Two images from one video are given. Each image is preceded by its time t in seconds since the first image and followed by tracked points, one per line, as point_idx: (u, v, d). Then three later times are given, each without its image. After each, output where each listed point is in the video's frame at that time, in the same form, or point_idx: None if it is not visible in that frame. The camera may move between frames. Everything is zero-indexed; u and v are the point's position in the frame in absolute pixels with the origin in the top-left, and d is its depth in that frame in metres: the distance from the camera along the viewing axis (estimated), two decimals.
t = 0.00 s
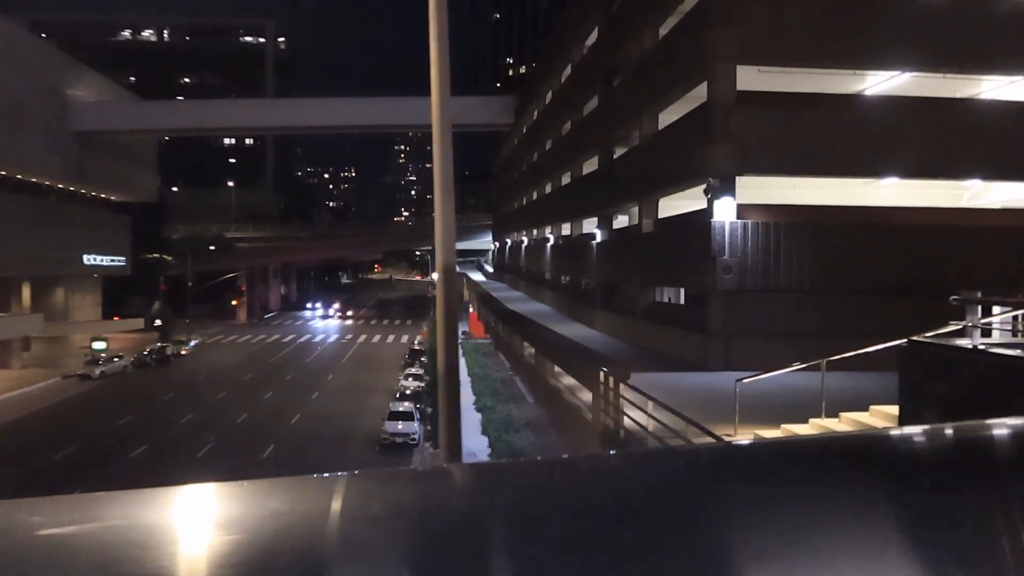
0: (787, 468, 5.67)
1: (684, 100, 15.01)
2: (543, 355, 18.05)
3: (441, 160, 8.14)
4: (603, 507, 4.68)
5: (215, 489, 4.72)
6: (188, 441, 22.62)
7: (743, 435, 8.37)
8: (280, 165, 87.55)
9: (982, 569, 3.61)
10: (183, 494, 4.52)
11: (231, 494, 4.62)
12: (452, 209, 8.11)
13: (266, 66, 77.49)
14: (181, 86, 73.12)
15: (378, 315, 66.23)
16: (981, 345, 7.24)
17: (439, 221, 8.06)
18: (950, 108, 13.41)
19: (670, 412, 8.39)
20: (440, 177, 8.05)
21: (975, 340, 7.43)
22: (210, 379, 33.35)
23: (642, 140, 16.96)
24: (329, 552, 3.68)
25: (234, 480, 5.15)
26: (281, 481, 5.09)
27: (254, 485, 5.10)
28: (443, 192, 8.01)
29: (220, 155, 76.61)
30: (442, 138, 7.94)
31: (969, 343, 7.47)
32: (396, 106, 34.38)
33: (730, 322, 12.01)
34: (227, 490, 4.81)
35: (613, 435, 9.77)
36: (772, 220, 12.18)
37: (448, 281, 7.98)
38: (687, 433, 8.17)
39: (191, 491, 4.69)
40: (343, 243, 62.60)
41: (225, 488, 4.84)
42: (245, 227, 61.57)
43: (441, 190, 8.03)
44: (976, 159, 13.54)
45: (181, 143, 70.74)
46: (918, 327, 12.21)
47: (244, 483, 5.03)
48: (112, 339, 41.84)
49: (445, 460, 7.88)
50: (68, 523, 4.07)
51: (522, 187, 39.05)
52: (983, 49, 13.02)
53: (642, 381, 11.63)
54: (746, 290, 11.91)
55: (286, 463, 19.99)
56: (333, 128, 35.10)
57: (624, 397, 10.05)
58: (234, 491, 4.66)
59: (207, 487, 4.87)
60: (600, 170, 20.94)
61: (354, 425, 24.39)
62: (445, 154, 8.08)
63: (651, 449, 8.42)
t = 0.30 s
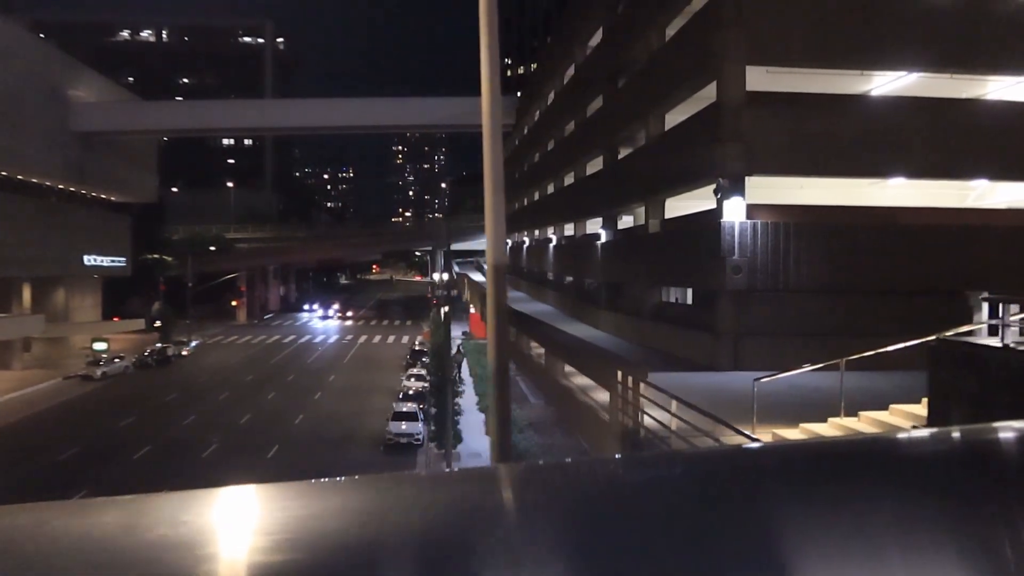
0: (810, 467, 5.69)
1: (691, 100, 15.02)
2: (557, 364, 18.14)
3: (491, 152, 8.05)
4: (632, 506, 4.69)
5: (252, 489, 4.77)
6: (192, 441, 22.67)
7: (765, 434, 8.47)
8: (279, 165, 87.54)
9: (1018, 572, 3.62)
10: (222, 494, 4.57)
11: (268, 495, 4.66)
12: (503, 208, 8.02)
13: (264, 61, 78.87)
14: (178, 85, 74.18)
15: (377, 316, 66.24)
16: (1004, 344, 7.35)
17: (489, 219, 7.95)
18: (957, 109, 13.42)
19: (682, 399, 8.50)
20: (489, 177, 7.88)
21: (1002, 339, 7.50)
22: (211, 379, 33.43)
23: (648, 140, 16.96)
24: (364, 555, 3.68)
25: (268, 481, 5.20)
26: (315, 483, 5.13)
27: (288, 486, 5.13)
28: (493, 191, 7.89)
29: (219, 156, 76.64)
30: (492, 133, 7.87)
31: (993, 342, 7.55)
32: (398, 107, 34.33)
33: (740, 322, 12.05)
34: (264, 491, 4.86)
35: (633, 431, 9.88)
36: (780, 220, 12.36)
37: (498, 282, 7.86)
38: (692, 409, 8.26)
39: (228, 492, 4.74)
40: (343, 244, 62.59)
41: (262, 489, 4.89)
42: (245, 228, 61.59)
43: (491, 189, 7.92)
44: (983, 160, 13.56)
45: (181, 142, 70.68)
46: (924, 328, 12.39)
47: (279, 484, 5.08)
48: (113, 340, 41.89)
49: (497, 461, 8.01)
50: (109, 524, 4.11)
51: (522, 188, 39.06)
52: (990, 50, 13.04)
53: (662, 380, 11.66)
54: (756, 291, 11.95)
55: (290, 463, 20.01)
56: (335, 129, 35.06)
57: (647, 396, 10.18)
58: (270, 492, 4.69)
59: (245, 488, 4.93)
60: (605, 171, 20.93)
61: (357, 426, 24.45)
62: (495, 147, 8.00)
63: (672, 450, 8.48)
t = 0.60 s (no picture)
0: (834, 461, 5.71)
1: (704, 100, 15.01)
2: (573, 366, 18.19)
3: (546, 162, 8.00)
4: (675, 502, 4.66)
5: (293, 482, 4.79)
6: (201, 439, 22.67)
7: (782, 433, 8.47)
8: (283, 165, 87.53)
9: None
10: (264, 488, 4.60)
11: (311, 489, 4.68)
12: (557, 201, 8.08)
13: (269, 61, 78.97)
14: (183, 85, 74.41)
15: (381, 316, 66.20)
16: None
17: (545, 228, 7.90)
18: (970, 109, 13.40)
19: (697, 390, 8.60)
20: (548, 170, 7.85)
21: None
22: (217, 379, 33.45)
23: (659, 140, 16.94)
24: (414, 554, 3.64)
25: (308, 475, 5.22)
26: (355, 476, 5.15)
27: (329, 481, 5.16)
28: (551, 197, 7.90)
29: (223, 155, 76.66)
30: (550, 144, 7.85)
31: None
32: (405, 107, 34.34)
33: (754, 322, 12.02)
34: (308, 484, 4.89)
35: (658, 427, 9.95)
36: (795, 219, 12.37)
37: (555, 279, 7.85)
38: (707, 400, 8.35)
39: (274, 485, 4.78)
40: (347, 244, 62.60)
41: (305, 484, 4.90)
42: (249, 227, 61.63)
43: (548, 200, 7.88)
44: (995, 160, 13.54)
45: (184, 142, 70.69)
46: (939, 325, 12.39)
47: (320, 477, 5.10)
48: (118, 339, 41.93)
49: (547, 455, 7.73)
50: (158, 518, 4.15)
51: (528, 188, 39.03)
52: (1003, 50, 13.03)
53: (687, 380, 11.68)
54: (770, 290, 11.97)
55: (299, 462, 19.97)
56: (342, 129, 35.03)
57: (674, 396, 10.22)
58: (314, 486, 4.73)
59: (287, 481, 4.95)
60: (613, 171, 20.92)
61: (364, 426, 24.45)
62: (551, 157, 7.93)
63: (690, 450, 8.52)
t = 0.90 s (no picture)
0: (862, 466, 5.73)
1: (719, 100, 14.98)
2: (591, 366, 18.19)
3: (605, 170, 8.13)
4: (710, 507, 4.71)
5: (334, 490, 4.86)
6: (212, 439, 22.73)
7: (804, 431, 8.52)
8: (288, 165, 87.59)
9: None
10: (306, 496, 4.65)
11: (352, 495, 4.75)
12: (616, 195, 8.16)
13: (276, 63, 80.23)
14: (189, 86, 75.64)
15: (387, 316, 66.20)
16: None
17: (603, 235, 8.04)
18: (987, 109, 13.34)
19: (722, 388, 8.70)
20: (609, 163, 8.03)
21: None
22: (225, 379, 33.53)
23: (673, 141, 16.89)
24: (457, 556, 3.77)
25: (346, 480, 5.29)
26: (391, 482, 5.22)
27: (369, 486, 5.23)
28: (610, 205, 7.97)
29: (228, 156, 76.85)
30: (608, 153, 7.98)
31: None
32: (414, 107, 34.37)
33: (772, 322, 11.98)
34: (348, 489, 4.97)
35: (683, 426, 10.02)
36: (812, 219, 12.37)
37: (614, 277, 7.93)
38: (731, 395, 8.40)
39: (316, 491, 4.84)
40: (353, 245, 62.66)
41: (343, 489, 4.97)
42: (255, 228, 61.71)
43: (608, 202, 7.99)
44: (1012, 160, 13.46)
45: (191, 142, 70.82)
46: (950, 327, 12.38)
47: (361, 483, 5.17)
48: (126, 339, 42.00)
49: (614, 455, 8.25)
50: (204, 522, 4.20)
51: (535, 188, 39.01)
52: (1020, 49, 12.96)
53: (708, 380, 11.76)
54: (787, 291, 11.93)
55: (311, 463, 19.98)
56: (350, 129, 35.08)
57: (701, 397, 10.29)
58: (355, 492, 4.80)
59: (327, 486, 5.02)
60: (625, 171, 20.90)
61: (373, 426, 24.48)
62: (610, 166, 8.05)
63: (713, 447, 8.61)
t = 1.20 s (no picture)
0: (895, 469, 5.77)
1: (736, 99, 14.97)
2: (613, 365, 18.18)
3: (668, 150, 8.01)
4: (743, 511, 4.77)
5: (375, 498, 4.95)
6: (226, 439, 22.84)
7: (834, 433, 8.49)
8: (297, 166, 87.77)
9: None
10: (350, 507, 4.74)
11: (397, 495, 4.98)
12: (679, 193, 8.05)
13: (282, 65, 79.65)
14: (196, 88, 74.55)
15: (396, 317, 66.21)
16: None
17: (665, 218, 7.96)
18: (1006, 107, 13.29)
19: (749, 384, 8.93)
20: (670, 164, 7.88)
21: None
22: (237, 379, 33.65)
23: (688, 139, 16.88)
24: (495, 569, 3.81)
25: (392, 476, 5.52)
26: (431, 486, 5.30)
27: (412, 485, 5.47)
28: (673, 186, 7.89)
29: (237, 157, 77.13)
30: (673, 134, 7.88)
31: None
32: (425, 107, 34.42)
33: (793, 320, 11.93)
34: (390, 495, 5.06)
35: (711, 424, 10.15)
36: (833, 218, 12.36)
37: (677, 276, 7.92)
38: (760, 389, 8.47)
39: (357, 500, 4.93)
40: (362, 245, 62.79)
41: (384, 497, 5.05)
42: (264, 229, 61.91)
43: (671, 180, 7.91)
44: None
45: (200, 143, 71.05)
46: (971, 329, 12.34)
47: (405, 481, 5.38)
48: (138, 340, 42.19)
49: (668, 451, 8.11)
50: (250, 533, 4.34)
51: (545, 189, 39.01)
52: None
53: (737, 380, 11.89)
54: (808, 290, 11.90)
55: (326, 462, 20.01)
56: (362, 130, 35.12)
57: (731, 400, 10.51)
58: (396, 500, 4.90)
59: (367, 494, 5.11)
60: (639, 170, 20.86)
61: (386, 426, 24.54)
62: (673, 144, 7.95)
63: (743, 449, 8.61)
